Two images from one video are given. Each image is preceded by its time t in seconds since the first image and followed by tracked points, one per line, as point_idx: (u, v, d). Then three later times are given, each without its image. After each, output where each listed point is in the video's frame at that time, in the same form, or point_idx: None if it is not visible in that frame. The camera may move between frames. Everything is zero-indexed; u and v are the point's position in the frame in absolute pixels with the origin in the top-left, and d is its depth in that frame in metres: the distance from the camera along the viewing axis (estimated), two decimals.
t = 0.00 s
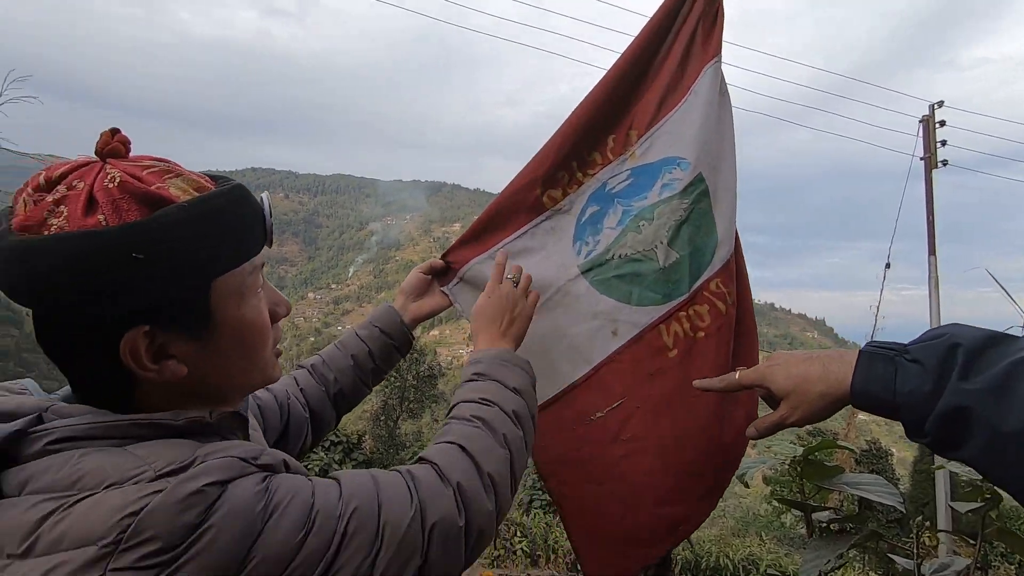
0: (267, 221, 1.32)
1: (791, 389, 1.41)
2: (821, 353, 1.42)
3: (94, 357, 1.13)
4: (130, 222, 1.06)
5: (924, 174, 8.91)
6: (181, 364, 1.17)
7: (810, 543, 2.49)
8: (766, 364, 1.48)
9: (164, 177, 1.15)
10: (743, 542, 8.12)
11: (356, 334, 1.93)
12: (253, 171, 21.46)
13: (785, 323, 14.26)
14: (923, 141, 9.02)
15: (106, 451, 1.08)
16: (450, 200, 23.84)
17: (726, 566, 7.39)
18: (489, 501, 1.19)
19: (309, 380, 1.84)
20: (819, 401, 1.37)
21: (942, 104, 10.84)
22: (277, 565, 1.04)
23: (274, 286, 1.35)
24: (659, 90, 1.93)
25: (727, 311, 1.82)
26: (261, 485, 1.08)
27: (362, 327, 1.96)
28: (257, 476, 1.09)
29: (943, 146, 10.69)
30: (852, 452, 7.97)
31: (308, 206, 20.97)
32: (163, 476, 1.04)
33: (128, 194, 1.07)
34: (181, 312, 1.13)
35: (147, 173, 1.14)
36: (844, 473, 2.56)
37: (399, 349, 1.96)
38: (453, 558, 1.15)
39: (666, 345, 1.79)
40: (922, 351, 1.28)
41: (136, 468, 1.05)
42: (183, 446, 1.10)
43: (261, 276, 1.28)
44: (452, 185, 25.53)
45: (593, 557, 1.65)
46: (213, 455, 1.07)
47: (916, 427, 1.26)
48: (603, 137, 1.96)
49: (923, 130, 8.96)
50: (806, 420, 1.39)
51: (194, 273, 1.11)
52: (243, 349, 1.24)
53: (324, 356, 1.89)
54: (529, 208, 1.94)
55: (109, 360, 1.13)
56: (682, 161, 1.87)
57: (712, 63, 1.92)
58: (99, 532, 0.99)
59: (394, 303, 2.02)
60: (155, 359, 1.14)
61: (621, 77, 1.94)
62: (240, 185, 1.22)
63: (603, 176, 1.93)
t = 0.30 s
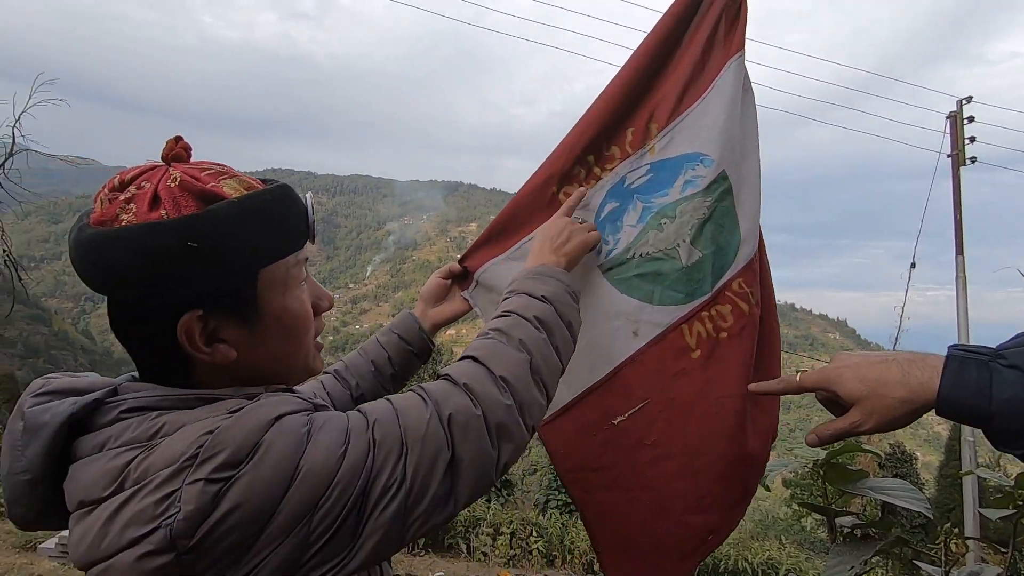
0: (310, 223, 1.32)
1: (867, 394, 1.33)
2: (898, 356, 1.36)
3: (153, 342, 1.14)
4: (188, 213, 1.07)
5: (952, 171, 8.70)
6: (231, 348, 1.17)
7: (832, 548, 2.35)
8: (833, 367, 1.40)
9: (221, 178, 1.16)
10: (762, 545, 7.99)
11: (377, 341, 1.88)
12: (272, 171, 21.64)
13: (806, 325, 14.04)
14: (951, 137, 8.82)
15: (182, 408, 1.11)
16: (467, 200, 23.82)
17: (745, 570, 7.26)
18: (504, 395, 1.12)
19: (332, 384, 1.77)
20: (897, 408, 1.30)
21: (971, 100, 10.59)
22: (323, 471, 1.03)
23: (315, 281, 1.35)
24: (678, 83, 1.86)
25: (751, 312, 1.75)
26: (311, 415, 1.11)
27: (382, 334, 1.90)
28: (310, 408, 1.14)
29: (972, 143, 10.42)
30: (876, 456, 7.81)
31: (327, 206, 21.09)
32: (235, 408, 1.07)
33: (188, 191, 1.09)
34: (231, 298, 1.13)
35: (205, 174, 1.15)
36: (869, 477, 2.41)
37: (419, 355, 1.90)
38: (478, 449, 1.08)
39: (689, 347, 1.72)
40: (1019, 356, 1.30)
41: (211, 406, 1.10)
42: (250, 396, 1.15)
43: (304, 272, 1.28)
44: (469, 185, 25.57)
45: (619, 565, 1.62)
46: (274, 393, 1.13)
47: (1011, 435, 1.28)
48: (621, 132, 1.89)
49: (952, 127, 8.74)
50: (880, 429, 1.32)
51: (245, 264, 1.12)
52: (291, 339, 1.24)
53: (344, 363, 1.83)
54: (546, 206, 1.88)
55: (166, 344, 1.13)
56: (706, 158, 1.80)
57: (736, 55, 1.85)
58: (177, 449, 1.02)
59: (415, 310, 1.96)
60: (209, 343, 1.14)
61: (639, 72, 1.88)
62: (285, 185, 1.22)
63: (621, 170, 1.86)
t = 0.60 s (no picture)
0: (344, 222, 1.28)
1: (920, 369, 1.34)
2: (954, 333, 1.37)
3: (175, 331, 1.11)
4: (221, 201, 1.05)
5: (966, 169, 8.59)
6: (251, 340, 1.12)
7: (841, 550, 2.29)
8: (883, 342, 1.42)
9: (258, 172, 1.14)
10: (769, 545, 7.92)
11: (395, 342, 1.88)
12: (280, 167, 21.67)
13: (815, 324, 13.93)
14: (964, 134, 8.71)
15: (186, 433, 1.08)
16: (474, 198, 23.79)
17: (752, 570, 7.21)
18: None
19: (356, 384, 1.80)
20: (949, 383, 1.31)
21: (985, 97, 10.45)
22: None
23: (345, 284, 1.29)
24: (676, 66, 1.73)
25: (733, 299, 1.58)
26: (319, 514, 1.02)
27: (399, 335, 1.91)
28: (313, 507, 1.01)
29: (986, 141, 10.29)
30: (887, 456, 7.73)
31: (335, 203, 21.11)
32: (224, 478, 1.00)
33: (224, 179, 1.07)
34: (254, 289, 1.09)
35: (244, 167, 1.14)
36: (879, 478, 2.35)
37: (439, 354, 1.91)
38: None
39: (665, 332, 1.56)
40: None
41: (208, 458, 1.03)
42: (253, 445, 1.06)
43: (332, 272, 1.22)
44: (476, 183, 25.59)
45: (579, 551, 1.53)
46: (274, 470, 1.01)
47: None
48: (616, 118, 1.77)
49: (966, 124, 8.63)
50: (932, 404, 1.33)
51: (272, 255, 1.08)
52: (317, 337, 1.18)
53: (365, 364, 1.85)
54: (537, 194, 1.78)
55: (187, 334, 1.11)
56: (694, 143, 1.65)
57: (742, 40, 1.71)
58: (159, 510, 0.98)
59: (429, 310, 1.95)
60: (230, 332, 1.10)
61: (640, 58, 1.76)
62: (321, 184, 1.19)
63: (612, 157, 1.72)
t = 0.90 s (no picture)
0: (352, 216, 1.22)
1: (931, 359, 1.32)
2: (971, 324, 1.34)
3: (173, 331, 1.05)
4: (226, 195, 0.98)
5: (976, 166, 8.52)
6: (254, 344, 1.07)
7: (847, 548, 2.27)
8: (900, 332, 1.39)
9: (266, 162, 1.07)
10: (774, 544, 7.91)
11: (415, 333, 1.87)
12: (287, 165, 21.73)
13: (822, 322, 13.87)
14: (975, 131, 8.65)
15: (155, 442, 1.03)
16: (479, 195, 23.77)
17: (756, 568, 7.19)
18: None
19: (373, 373, 1.79)
20: (961, 374, 1.29)
21: (996, 94, 10.37)
22: None
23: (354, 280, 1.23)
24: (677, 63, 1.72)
25: (701, 283, 1.48)
26: (281, 557, 0.97)
27: (420, 326, 1.90)
28: (274, 548, 0.97)
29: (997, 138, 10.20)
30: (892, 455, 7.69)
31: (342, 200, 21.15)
32: (178, 508, 0.94)
33: (229, 171, 1.00)
34: (259, 290, 1.03)
35: (251, 156, 1.07)
36: (886, 476, 2.32)
37: (457, 349, 1.90)
38: None
39: (626, 306, 1.50)
40: None
41: (167, 478, 0.97)
42: (219, 465, 1.01)
43: (342, 269, 1.16)
44: (481, 180, 25.57)
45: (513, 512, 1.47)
46: (233, 504, 0.96)
47: None
48: (624, 124, 1.82)
49: (977, 121, 8.56)
50: (942, 394, 1.31)
51: (280, 253, 1.02)
52: (321, 340, 1.13)
53: (384, 352, 1.84)
54: (550, 197, 1.86)
55: (184, 334, 1.04)
56: (675, 128, 1.61)
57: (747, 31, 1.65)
58: (105, 536, 0.92)
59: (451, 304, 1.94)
60: (231, 335, 1.04)
61: (647, 62, 1.79)
62: (334, 175, 1.13)
63: (619, 157, 1.74)
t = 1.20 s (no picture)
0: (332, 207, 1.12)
1: (911, 334, 1.30)
2: (956, 301, 1.31)
3: (130, 337, 0.96)
4: (184, 189, 0.89)
5: (984, 163, 8.45)
6: (222, 349, 0.99)
7: (852, 547, 2.24)
8: (883, 306, 1.37)
9: (231, 151, 0.98)
10: (776, 541, 7.89)
11: (418, 324, 1.86)
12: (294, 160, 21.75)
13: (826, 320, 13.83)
14: (984, 128, 8.57)
15: (110, 454, 0.93)
16: (483, 190, 23.78)
17: (758, 565, 7.18)
18: None
19: (372, 362, 1.76)
20: (937, 353, 1.26)
21: (1004, 89, 10.29)
22: None
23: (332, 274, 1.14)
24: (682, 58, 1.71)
25: (703, 275, 1.48)
26: None
27: (423, 317, 1.89)
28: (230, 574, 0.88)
29: (1005, 135, 10.13)
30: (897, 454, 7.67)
31: (348, 195, 21.17)
32: (125, 535, 0.85)
33: (187, 162, 0.91)
34: (226, 292, 0.94)
35: (213, 145, 0.98)
36: (892, 475, 2.29)
37: (457, 344, 1.90)
38: None
39: (628, 301, 1.52)
40: None
41: (116, 497, 0.88)
42: (176, 481, 0.92)
43: (319, 263, 1.08)
44: (486, 175, 25.53)
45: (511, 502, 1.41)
46: (186, 527, 0.87)
47: None
48: (631, 118, 1.81)
49: (986, 118, 8.49)
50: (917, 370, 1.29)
51: (249, 253, 0.93)
52: (294, 343, 1.04)
53: (386, 341, 1.82)
54: (556, 196, 1.86)
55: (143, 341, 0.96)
56: (679, 127, 1.63)
57: (753, 23, 1.61)
58: (47, 560, 0.84)
59: (455, 300, 1.95)
60: (195, 341, 0.96)
61: (653, 56, 1.78)
62: (307, 164, 1.04)
63: (622, 156, 1.76)
